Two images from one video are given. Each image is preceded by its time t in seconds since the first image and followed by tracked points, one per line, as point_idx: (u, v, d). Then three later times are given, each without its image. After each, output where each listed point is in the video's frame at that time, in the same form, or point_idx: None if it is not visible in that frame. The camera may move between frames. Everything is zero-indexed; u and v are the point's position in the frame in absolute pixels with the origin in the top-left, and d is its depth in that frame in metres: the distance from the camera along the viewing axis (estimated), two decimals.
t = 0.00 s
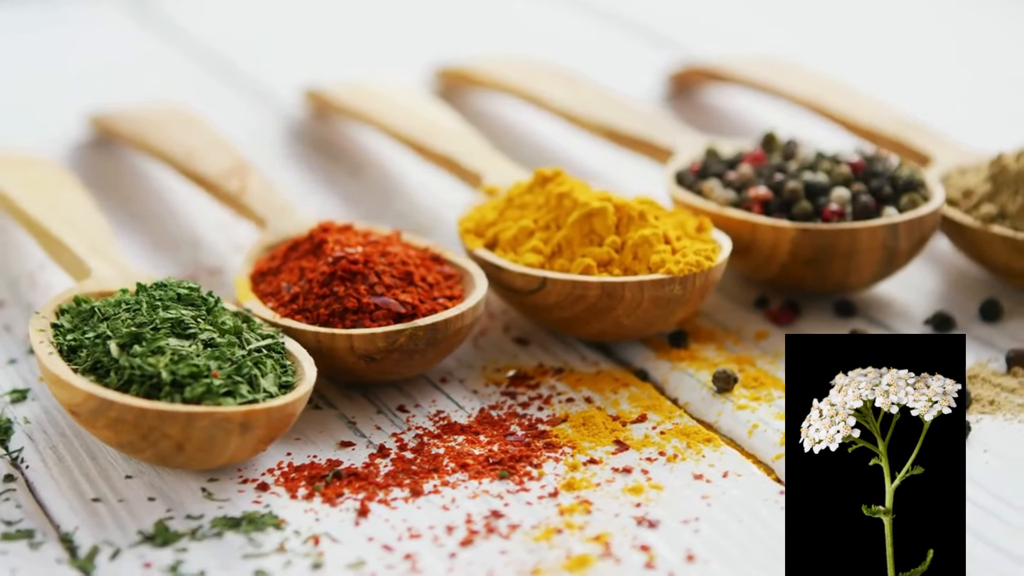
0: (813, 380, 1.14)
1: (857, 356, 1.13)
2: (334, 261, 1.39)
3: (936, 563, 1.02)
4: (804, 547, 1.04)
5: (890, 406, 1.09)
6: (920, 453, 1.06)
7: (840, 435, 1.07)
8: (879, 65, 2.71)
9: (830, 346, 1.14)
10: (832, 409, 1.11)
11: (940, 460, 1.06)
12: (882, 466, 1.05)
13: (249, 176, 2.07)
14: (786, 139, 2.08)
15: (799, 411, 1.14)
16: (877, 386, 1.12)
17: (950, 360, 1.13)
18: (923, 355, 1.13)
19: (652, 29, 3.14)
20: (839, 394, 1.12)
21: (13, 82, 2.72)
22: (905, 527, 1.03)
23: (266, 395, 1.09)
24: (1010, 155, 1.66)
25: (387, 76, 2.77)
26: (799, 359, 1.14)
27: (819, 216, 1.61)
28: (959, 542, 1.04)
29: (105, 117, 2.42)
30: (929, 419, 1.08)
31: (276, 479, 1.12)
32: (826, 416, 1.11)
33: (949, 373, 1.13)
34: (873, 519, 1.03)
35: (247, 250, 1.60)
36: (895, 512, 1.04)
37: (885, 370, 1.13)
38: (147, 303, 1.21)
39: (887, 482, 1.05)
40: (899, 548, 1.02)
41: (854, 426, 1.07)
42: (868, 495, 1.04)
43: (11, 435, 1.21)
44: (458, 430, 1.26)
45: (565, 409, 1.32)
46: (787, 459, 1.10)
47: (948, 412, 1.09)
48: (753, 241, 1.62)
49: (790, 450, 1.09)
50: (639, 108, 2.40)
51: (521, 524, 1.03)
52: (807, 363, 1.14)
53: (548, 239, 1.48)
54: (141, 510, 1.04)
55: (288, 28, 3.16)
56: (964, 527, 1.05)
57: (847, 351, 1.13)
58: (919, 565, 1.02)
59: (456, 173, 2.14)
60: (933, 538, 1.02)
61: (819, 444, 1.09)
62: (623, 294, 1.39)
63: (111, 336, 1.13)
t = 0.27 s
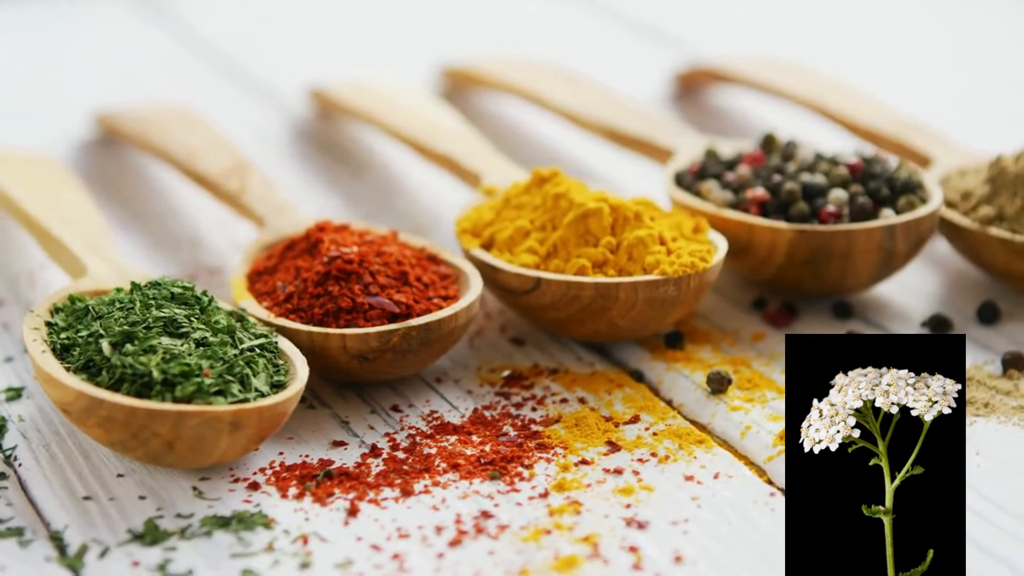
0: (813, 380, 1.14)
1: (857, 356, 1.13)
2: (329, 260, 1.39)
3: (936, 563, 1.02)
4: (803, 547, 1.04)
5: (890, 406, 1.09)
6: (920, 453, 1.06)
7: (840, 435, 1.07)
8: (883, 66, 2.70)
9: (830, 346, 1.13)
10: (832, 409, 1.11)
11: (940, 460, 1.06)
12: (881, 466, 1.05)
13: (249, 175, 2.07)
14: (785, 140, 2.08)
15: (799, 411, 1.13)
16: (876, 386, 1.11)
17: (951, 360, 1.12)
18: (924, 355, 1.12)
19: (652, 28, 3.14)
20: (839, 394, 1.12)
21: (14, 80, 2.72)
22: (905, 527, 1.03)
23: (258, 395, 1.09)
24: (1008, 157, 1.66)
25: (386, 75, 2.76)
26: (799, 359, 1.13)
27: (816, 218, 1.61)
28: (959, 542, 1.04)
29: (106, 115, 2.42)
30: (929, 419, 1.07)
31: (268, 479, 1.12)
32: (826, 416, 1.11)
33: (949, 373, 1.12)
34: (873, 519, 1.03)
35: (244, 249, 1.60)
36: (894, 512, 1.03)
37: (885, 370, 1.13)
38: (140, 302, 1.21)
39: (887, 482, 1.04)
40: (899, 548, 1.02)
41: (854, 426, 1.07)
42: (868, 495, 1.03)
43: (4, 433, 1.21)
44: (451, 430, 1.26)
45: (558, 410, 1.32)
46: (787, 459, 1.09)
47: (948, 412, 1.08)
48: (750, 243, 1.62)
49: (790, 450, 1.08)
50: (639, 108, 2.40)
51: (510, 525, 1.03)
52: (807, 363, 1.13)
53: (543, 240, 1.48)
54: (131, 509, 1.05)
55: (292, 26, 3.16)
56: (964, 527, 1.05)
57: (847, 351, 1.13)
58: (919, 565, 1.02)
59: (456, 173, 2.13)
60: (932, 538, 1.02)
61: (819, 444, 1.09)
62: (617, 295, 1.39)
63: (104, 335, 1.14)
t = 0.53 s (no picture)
0: (813, 380, 1.14)
1: (857, 356, 1.14)
2: (324, 260, 1.39)
3: (936, 563, 1.02)
4: (803, 547, 1.04)
5: (890, 406, 1.09)
6: (920, 453, 1.06)
7: (840, 435, 1.07)
8: (887, 68, 2.68)
9: (829, 346, 1.14)
10: (832, 409, 1.11)
11: (940, 461, 1.06)
12: (882, 466, 1.05)
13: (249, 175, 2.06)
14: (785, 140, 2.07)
15: (799, 411, 1.14)
16: (877, 386, 1.12)
17: (950, 360, 1.13)
18: (923, 355, 1.13)
19: (652, 27, 3.13)
20: (840, 394, 1.12)
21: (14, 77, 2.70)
22: (905, 527, 1.03)
23: (250, 393, 1.10)
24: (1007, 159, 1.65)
25: (386, 73, 2.76)
26: (799, 358, 1.14)
27: (813, 219, 1.60)
28: (958, 542, 1.05)
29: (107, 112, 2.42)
30: (928, 419, 1.08)
31: (260, 478, 1.12)
32: (826, 416, 1.11)
33: (949, 373, 1.13)
34: (873, 518, 1.03)
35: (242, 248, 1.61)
36: (894, 512, 1.04)
37: (885, 370, 1.13)
38: (135, 301, 1.21)
39: (887, 482, 1.05)
40: (899, 548, 1.02)
41: (854, 426, 1.07)
42: (868, 495, 1.04)
43: None
44: (444, 430, 1.26)
45: (552, 411, 1.31)
46: (787, 459, 1.10)
47: (947, 412, 1.09)
48: (747, 244, 1.62)
49: (790, 450, 1.09)
50: (640, 107, 2.39)
51: (501, 526, 1.03)
52: (807, 363, 1.14)
53: (540, 240, 1.48)
54: (123, 507, 1.05)
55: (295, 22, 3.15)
56: (963, 527, 1.05)
57: (847, 351, 1.14)
58: (919, 565, 1.02)
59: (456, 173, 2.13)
60: (932, 538, 1.03)
61: (819, 444, 1.09)
62: (611, 296, 1.39)
63: (98, 334, 1.14)
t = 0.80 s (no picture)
0: (813, 380, 1.14)
1: (857, 356, 1.13)
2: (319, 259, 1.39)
3: (936, 563, 1.03)
4: (802, 547, 1.05)
5: (890, 406, 1.09)
6: (920, 453, 1.06)
7: (840, 435, 1.08)
8: (891, 69, 2.68)
9: (830, 346, 1.14)
10: (832, 409, 1.11)
11: (940, 461, 1.06)
12: (882, 466, 1.05)
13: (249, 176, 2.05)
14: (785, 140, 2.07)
15: (799, 411, 1.14)
16: (877, 386, 1.12)
17: (951, 360, 1.13)
18: (924, 355, 1.13)
19: (652, 27, 3.12)
20: (840, 394, 1.12)
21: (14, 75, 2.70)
22: (905, 528, 1.04)
23: (242, 393, 1.10)
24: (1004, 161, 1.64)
25: (386, 72, 2.76)
26: (799, 359, 1.13)
27: (810, 220, 1.60)
28: (959, 541, 1.05)
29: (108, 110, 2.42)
30: (929, 419, 1.08)
31: (252, 477, 1.12)
32: (826, 416, 1.11)
33: (949, 372, 1.13)
34: (872, 519, 1.04)
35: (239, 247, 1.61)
36: (894, 512, 1.04)
37: (885, 370, 1.13)
38: (129, 300, 1.21)
39: (887, 482, 1.05)
40: (899, 548, 1.02)
41: (854, 426, 1.08)
42: (868, 495, 1.04)
43: None
44: (437, 430, 1.26)
45: (545, 411, 1.32)
46: (787, 459, 1.10)
47: (948, 412, 1.09)
48: (744, 245, 1.62)
49: (790, 450, 1.09)
50: (641, 107, 2.39)
51: (490, 526, 1.03)
52: (807, 363, 1.14)
53: (535, 240, 1.48)
54: (114, 506, 1.05)
55: (298, 21, 3.14)
56: (964, 527, 1.05)
57: (848, 351, 1.13)
58: (919, 565, 1.03)
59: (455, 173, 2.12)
60: (932, 538, 1.03)
61: (819, 444, 1.09)
62: (605, 297, 1.39)
63: (90, 333, 1.14)
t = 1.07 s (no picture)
0: (813, 380, 1.14)
1: (857, 356, 1.13)
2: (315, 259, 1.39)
3: (936, 563, 1.03)
4: (802, 547, 1.05)
5: (890, 406, 1.10)
6: (920, 453, 1.07)
7: (840, 435, 1.08)
8: (894, 71, 2.67)
9: (830, 346, 1.14)
10: (832, 409, 1.12)
11: (941, 461, 1.07)
12: (882, 466, 1.06)
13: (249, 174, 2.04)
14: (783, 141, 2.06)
15: (799, 410, 1.14)
16: (877, 386, 1.12)
17: (951, 360, 1.13)
18: (924, 355, 1.13)
19: (651, 28, 3.11)
20: (839, 394, 1.12)
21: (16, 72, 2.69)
22: (905, 528, 1.04)
23: (233, 392, 1.10)
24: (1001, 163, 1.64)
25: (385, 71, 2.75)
26: (799, 359, 1.13)
27: (807, 221, 1.60)
28: (959, 541, 1.06)
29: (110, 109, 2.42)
30: (929, 419, 1.08)
31: (244, 476, 1.12)
32: (826, 416, 1.11)
33: (949, 372, 1.13)
34: (872, 519, 1.04)
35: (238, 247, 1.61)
36: (895, 512, 1.04)
37: (885, 369, 1.13)
38: (122, 299, 1.22)
39: (887, 482, 1.05)
40: (899, 548, 1.03)
41: (854, 426, 1.08)
42: (868, 495, 1.05)
43: None
44: (430, 430, 1.26)
45: (539, 412, 1.32)
46: (787, 460, 1.10)
47: (947, 412, 1.09)
48: (740, 246, 1.62)
49: (790, 450, 1.09)
50: (641, 107, 2.38)
51: (480, 526, 1.03)
52: (807, 363, 1.13)
53: (531, 241, 1.48)
54: (105, 505, 1.05)
55: (300, 20, 3.14)
56: (964, 526, 1.06)
57: (848, 351, 1.13)
58: (919, 565, 1.03)
59: (455, 173, 2.12)
60: (932, 538, 1.03)
61: (819, 445, 1.10)
62: (600, 298, 1.39)
63: (83, 332, 1.14)
